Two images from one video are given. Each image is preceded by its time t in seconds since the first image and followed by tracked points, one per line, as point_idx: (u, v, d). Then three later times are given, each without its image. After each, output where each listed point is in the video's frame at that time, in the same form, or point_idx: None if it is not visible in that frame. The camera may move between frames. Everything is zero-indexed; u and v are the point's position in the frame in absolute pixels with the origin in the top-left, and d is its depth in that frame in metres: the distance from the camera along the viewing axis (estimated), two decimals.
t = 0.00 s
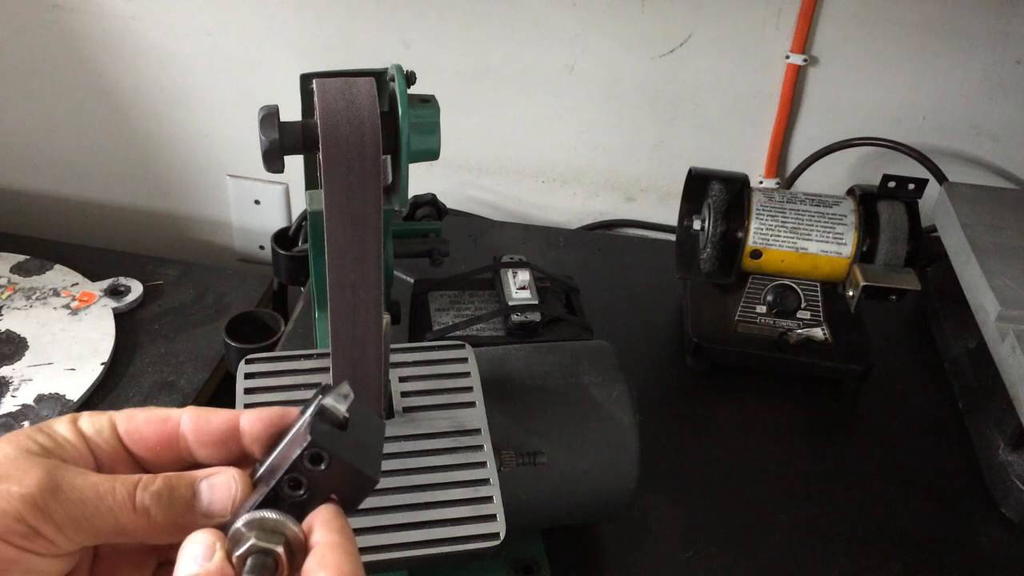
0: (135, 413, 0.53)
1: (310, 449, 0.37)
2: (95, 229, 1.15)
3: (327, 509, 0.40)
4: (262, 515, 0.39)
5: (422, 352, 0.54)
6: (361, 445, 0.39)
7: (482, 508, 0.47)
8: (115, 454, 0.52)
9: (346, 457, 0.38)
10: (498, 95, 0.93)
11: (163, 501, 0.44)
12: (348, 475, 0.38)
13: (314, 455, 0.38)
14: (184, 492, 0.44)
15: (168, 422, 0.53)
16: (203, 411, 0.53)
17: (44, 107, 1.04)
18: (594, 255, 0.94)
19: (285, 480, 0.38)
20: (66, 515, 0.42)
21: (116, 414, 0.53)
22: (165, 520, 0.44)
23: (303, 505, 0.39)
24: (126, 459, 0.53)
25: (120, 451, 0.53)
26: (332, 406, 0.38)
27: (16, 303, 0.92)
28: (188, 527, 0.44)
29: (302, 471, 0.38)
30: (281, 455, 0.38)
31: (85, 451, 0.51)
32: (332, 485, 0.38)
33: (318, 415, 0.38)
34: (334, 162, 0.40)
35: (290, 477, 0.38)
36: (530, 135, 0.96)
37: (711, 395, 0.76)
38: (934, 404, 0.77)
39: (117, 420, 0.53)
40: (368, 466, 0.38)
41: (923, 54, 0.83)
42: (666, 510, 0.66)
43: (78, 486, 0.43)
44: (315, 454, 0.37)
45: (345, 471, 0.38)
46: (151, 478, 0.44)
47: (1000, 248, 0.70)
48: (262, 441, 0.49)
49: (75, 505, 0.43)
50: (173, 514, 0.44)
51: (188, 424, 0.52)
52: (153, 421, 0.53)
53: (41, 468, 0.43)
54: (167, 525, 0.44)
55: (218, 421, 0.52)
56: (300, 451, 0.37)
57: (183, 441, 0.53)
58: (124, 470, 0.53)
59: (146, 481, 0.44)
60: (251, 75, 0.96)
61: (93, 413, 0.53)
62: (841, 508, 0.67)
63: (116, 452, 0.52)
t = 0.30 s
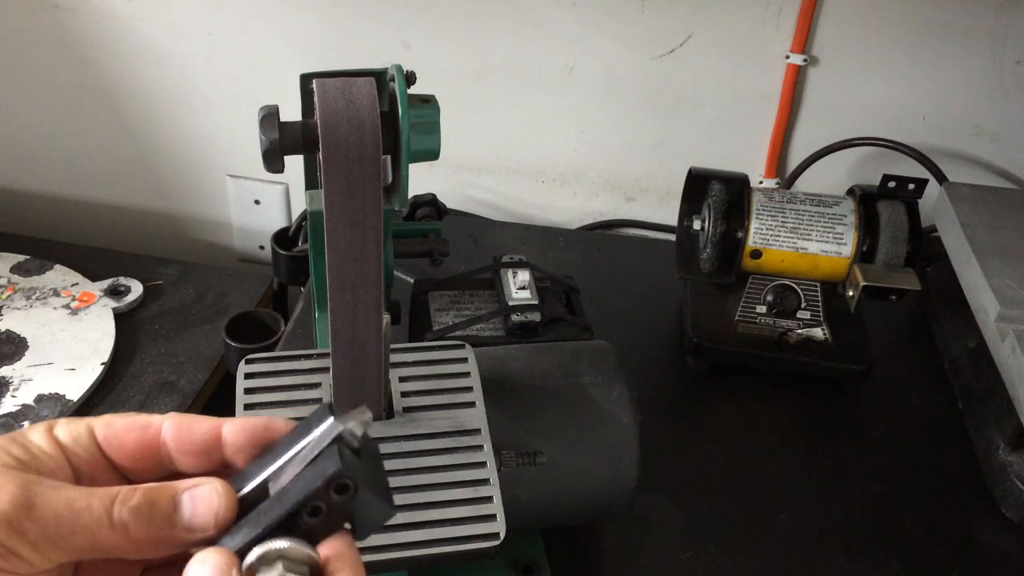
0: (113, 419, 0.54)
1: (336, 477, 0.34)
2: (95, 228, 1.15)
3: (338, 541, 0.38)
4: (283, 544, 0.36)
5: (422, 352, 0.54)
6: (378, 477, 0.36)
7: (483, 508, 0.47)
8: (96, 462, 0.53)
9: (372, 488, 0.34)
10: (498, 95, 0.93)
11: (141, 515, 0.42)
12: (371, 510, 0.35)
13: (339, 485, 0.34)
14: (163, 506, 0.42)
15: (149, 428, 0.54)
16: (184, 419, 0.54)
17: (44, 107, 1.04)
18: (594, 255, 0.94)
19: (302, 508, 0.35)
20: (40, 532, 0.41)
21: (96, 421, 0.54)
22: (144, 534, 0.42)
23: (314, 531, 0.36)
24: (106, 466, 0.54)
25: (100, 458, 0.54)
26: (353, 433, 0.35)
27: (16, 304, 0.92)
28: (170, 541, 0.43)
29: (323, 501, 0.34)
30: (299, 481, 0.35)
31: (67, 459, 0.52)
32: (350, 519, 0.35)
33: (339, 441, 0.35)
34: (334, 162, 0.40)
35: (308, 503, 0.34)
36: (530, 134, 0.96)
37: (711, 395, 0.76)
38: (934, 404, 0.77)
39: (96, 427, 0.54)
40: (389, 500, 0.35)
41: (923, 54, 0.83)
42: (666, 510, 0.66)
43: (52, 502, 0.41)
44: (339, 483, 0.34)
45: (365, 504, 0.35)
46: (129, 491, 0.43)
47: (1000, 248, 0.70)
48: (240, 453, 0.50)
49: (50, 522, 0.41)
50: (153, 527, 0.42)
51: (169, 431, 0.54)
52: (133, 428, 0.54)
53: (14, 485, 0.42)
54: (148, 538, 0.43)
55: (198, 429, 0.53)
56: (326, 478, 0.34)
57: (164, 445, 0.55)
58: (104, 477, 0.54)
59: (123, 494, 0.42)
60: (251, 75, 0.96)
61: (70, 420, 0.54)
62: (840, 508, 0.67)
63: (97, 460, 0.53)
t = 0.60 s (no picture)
0: (97, 452, 0.55)
1: (329, 524, 0.32)
2: (95, 228, 1.15)
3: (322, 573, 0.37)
4: None
5: (422, 352, 0.54)
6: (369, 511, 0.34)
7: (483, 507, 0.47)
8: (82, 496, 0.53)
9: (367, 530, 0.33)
10: (498, 95, 0.93)
11: (110, 541, 0.42)
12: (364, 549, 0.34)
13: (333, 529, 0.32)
14: (133, 532, 0.42)
15: (133, 455, 0.55)
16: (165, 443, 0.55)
17: (43, 107, 1.04)
18: (594, 255, 0.94)
19: (292, 554, 0.33)
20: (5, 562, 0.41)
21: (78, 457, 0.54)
22: (111, 561, 0.42)
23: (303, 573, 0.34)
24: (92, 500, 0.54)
25: (85, 493, 0.54)
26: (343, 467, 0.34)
27: (16, 303, 0.92)
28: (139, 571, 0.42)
29: (315, 546, 0.33)
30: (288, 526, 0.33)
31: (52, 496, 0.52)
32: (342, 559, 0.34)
33: (329, 478, 0.33)
34: (334, 161, 0.40)
35: (297, 550, 0.33)
36: (530, 134, 0.96)
37: (711, 395, 0.76)
38: (934, 404, 0.77)
39: (81, 460, 0.54)
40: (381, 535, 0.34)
41: (923, 54, 0.83)
42: (666, 510, 0.66)
43: (21, 531, 0.42)
44: (333, 529, 0.32)
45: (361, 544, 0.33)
46: (98, 518, 0.42)
47: (1000, 248, 0.70)
48: (221, 472, 0.52)
49: (16, 550, 0.41)
50: (124, 554, 0.42)
51: (153, 456, 0.55)
52: (117, 458, 0.55)
53: None
54: (120, 566, 0.42)
55: (179, 453, 0.54)
56: (318, 526, 0.32)
57: (150, 471, 0.55)
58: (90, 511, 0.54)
59: (93, 521, 0.42)
60: (251, 75, 0.96)
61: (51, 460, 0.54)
62: (840, 508, 0.67)
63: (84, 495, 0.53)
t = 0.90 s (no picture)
0: (69, 459, 0.53)
1: (334, 513, 0.32)
2: (95, 228, 1.15)
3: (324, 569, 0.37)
4: None
5: (422, 352, 0.54)
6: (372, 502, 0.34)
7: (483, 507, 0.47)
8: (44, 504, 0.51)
9: (370, 519, 0.33)
10: (498, 95, 0.93)
11: (82, 543, 0.39)
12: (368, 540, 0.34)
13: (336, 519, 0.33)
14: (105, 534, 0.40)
15: (104, 465, 0.53)
16: (138, 454, 0.53)
17: (43, 107, 1.04)
18: (595, 255, 0.94)
19: (297, 547, 0.33)
20: None
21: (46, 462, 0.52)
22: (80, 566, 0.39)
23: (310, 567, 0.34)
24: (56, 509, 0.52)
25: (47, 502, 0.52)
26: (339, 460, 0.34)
27: (16, 304, 0.92)
28: None
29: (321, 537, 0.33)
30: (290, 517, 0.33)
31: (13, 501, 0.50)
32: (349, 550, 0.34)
33: (327, 470, 0.33)
34: (334, 161, 0.40)
35: (302, 542, 0.33)
36: (530, 134, 0.96)
37: (711, 395, 0.76)
38: (934, 404, 0.77)
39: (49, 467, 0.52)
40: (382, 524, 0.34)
41: (924, 54, 0.83)
42: (666, 509, 0.66)
43: None
44: (337, 518, 0.33)
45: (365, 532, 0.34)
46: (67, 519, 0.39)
47: (1000, 248, 0.70)
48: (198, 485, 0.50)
49: None
50: (91, 562, 0.39)
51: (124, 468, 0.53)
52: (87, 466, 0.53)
53: None
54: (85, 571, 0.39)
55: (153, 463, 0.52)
56: (321, 516, 0.32)
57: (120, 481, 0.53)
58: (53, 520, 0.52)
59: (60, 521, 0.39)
60: (251, 75, 0.96)
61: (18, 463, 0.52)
62: (840, 508, 0.67)
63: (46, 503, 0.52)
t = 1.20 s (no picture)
0: (93, 477, 0.51)
1: (319, 490, 0.33)
2: (95, 228, 1.15)
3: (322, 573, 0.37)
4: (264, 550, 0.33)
5: (422, 352, 0.54)
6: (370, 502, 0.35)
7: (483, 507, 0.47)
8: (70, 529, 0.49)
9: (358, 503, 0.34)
10: (498, 95, 0.93)
11: None
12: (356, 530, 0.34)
13: (322, 498, 0.34)
14: None
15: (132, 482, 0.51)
16: (171, 473, 0.51)
17: (43, 107, 1.04)
18: (594, 255, 0.94)
19: (283, 530, 0.33)
20: None
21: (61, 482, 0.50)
22: None
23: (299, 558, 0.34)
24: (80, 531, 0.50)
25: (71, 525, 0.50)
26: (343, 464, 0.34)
27: (16, 304, 0.91)
28: None
29: (305, 516, 0.33)
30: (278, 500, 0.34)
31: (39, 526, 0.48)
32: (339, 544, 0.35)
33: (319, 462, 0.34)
34: (334, 161, 0.40)
35: (288, 523, 0.33)
36: (530, 134, 0.96)
37: (711, 395, 0.76)
38: (934, 404, 0.77)
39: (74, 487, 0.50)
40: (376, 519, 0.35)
41: (923, 54, 0.83)
42: (666, 509, 0.66)
43: None
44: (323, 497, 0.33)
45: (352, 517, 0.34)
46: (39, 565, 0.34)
47: (1000, 248, 0.70)
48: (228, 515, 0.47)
49: None
50: None
51: (155, 484, 0.51)
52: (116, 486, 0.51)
53: None
54: None
55: (185, 485, 0.50)
56: (307, 491, 0.33)
57: (150, 500, 0.51)
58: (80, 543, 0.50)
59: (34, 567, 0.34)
60: (251, 75, 0.96)
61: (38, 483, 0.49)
62: (840, 507, 0.67)
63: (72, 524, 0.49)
